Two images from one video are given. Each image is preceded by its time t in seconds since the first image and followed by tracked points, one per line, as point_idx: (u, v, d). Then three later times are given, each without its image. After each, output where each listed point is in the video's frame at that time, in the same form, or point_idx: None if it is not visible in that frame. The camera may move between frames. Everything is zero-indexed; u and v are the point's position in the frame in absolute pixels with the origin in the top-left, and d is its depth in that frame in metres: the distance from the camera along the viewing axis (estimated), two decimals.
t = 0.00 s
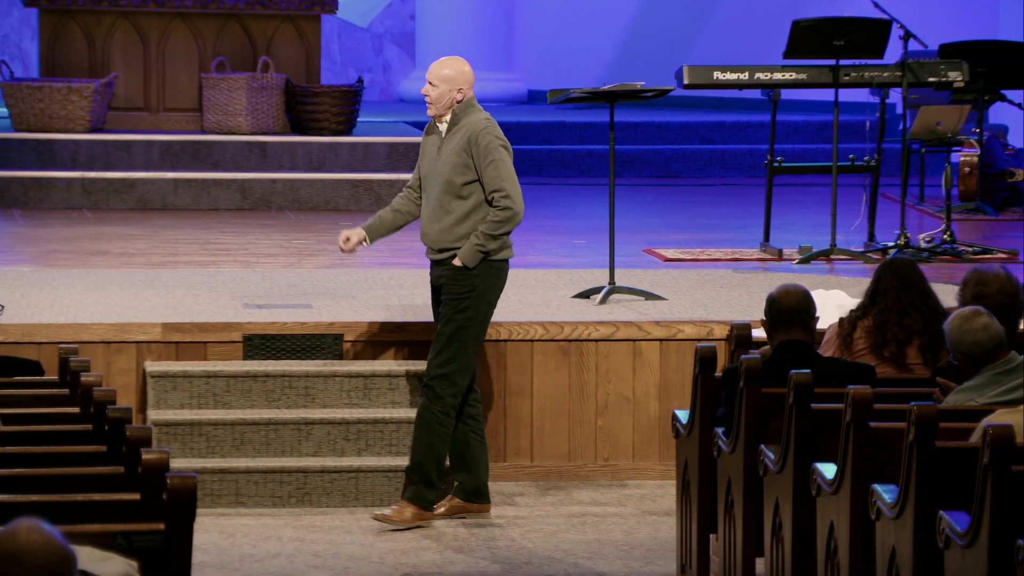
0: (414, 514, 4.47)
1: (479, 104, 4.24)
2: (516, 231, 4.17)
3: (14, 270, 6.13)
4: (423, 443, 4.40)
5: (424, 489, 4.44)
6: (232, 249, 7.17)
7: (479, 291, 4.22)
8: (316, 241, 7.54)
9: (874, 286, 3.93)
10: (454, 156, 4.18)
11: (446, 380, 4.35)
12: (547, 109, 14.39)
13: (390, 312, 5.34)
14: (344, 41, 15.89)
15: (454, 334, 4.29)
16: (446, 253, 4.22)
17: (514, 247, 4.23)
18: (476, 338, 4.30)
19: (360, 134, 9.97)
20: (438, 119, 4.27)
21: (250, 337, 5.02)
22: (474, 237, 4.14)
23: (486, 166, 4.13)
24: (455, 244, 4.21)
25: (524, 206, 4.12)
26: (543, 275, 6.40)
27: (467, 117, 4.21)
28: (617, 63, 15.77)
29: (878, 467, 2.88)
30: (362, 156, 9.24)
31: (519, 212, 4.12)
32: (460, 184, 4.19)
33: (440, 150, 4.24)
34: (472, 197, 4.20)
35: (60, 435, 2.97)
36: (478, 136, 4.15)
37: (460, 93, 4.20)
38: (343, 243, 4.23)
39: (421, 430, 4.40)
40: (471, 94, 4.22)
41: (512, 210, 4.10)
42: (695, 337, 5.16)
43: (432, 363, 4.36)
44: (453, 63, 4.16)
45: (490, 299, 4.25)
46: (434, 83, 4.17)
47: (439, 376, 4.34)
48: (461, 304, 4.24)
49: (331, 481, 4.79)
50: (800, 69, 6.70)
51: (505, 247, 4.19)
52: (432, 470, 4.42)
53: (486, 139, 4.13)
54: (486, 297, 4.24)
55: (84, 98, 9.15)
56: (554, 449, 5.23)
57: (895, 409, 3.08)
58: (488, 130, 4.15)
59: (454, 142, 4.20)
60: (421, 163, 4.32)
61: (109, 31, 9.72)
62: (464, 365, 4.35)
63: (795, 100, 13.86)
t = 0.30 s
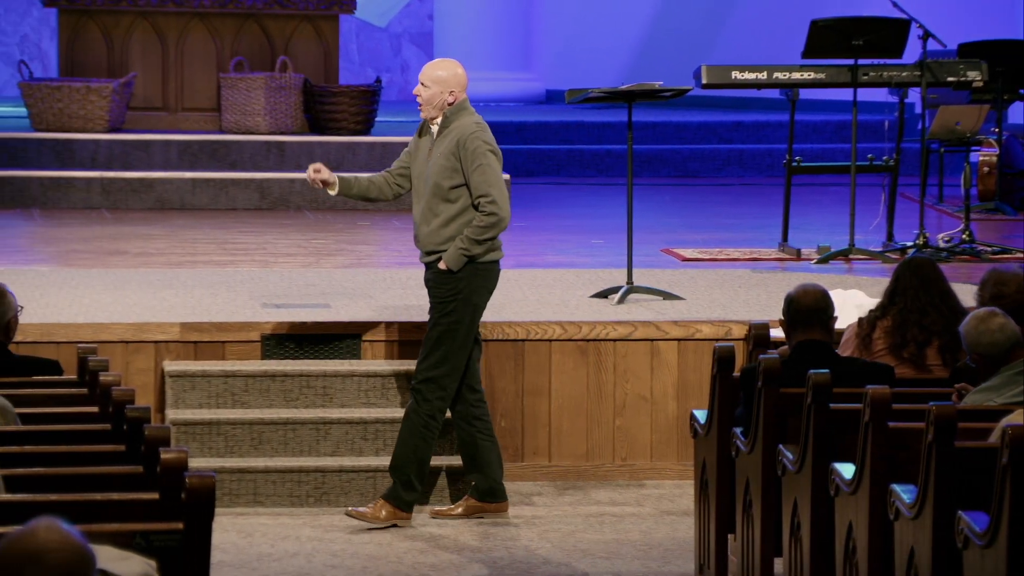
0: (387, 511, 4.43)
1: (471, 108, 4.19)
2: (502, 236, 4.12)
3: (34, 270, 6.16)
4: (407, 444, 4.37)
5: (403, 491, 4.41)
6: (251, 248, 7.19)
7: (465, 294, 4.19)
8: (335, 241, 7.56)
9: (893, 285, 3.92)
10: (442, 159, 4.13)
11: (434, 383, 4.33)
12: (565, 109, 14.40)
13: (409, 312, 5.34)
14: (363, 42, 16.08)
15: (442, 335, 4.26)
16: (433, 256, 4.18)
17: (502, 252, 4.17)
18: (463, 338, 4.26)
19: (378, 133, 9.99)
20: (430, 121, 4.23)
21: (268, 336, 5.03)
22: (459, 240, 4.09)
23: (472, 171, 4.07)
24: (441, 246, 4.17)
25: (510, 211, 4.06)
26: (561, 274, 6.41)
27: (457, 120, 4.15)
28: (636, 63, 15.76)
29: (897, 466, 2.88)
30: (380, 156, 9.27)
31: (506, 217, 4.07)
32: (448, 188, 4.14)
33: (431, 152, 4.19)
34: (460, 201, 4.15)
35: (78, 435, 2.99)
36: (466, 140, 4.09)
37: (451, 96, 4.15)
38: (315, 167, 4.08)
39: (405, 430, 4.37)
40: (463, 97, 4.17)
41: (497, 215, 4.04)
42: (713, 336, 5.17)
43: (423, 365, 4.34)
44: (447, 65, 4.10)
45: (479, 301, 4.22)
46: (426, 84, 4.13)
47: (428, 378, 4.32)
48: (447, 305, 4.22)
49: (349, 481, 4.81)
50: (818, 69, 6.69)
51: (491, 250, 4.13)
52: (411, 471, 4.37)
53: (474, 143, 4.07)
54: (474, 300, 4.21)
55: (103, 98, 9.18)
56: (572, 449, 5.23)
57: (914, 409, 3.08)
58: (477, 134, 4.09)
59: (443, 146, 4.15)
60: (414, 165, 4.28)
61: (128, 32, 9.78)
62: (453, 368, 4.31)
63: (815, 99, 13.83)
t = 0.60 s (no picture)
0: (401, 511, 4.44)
1: (464, 106, 4.14)
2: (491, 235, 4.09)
3: (57, 269, 6.20)
4: (416, 447, 4.36)
5: (418, 493, 4.41)
6: (273, 248, 7.22)
7: (452, 292, 4.14)
8: (357, 240, 7.59)
9: (917, 285, 3.91)
10: (433, 157, 4.09)
11: (434, 384, 4.29)
12: (587, 109, 14.40)
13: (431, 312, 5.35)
14: (385, 41, 16.28)
15: (433, 336, 4.21)
16: (422, 253, 4.14)
17: (490, 251, 4.14)
18: (452, 334, 4.20)
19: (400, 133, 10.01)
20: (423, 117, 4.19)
21: (290, 335, 5.06)
22: (447, 239, 4.05)
23: (462, 171, 4.04)
24: (429, 244, 4.12)
25: (499, 212, 4.03)
26: (583, 274, 6.42)
27: (448, 118, 4.11)
28: (658, 63, 15.75)
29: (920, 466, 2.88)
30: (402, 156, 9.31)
31: (495, 217, 4.03)
32: (437, 186, 4.10)
33: (422, 149, 4.15)
34: (449, 199, 4.11)
35: (101, 435, 3.00)
36: (457, 139, 4.05)
37: (444, 94, 4.11)
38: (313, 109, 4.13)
39: (413, 435, 4.35)
40: (456, 96, 4.13)
41: (487, 215, 4.01)
42: (736, 336, 5.17)
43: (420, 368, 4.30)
44: (442, 62, 4.08)
45: (466, 296, 4.16)
46: (418, 79, 4.10)
47: (430, 378, 4.27)
48: (433, 304, 4.17)
49: (371, 481, 4.82)
50: (841, 68, 6.68)
51: (480, 249, 4.10)
52: (424, 474, 4.38)
53: (464, 143, 4.04)
54: (462, 296, 4.15)
55: (126, 98, 9.22)
56: (594, 449, 5.23)
57: (937, 409, 3.08)
58: (467, 134, 4.05)
59: (434, 144, 4.11)
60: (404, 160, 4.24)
61: (151, 31, 9.82)
62: (449, 367, 4.26)
63: (838, 99, 13.79)
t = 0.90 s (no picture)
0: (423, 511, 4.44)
1: (460, 104, 4.20)
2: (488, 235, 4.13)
3: (80, 269, 6.24)
4: (432, 449, 4.37)
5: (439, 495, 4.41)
6: (295, 248, 7.25)
7: (453, 289, 4.17)
8: (379, 240, 7.61)
9: (940, 286, 3.91)
10: (430, 156, 4.14)
11: (442, 385, 4.31)
12: (608, 108, 14.43)
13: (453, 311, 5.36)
14: (406, 41, 16.40)
15: (438, 338, 4.23)
16: (418, 253, 4.18)
17: (486, 250, 4.18)
18: (454, 330, 4.23)
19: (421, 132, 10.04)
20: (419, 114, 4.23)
21: (312, 334, 5.09)
22: (444, 239, 4.09)
23: (459, 170, 4.09)
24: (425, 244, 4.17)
25: (496, 211, 4.08)
26: (605, 273, 6.43)
27: (445, 116, 4.16)
28: (679, 63, 15.77)
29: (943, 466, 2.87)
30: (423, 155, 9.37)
31: (491, 217, 4.08)
32: (434, 185, 4.15)
33: (417, 147, 4.19)
34: (445, 198, 4.16)
35: (122, 434, 3.02)
36: (454, 138, 4.10)
37: (442, 91, 4.16)
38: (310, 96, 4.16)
39: (428, 439, 4.37)
40: (454, 94, 4.18)
41: (484, 214, 4.06)
42: (758, 336, 5.17)
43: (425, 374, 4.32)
44: (442, 59, 4.13)
45: (465, 290, 4.20)
46: (420, 73, 4.14)
47: (440, 381, 4.30)
48: (437, 306, 4.19)
49: (393, 480, 4.83)
50: (864, 68, 6.67)
51: (476, 249, 4.15)
52: (444, 473, 4.39)
53: (461, 142, 4.08)
54: (462, 291, 4.19)
55: (148, 97, 9.27)
56: (615, 449, 5.24)
57: (959, 410, 3.08)
58: (464, 133, 4.10)
59: (430, 142, 4.15)
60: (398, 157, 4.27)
61: (173, 31, 9.87)
62: (453, 365, 4.29)
63: (861, 98, 13.76)
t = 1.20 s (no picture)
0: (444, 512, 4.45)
1: (454, 105, 4.19)
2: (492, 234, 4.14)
3: (105, 268, 6.27)
4: (447, 449, 4.41)
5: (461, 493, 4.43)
6: (318, 247, 7.27)
7: (460, 289, 4.18)
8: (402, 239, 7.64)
9: (966, 287, 3.90)
10: (428, 158, 4.13)
11: (455, 384, 4.33)
12: (631, 108, 14.43)
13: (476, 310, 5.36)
14: (430, 40, 16.45)
15: (449, 338, 4.24)
16: (422, 255, 4.18)
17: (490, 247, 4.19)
18: (465, 328, 4.25)
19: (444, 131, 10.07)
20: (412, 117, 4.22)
21: (335, 334, 5.10)
22: (450, 239, 4.10)
23: (461, 171, 4.09)
24: (430, 245, 4.17)
25: (500, 210, 4.08)
26: (628, 273, 6.43)
27: (441, 118, 4.16)
28: (702, 62, 15.76)
29: (967, 466, 2.86)
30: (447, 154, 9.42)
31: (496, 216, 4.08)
32: (434, 186, 4.15)
33: (413, 150, 4.18)
34: (447, 199, 4.16)
35: (147, 433, 3.04)
36: (452, 140, 4.10)
37: (433, 94, 4.15)
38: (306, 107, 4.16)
39: (444, 439, 4.40)
40: (446, 95, 4.17)
41: (489, 214, 4.05)
42: (781, 336, 5.15)
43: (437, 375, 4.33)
44: (431, 62, 4.11)
45: (473, 287, 4.21)
46: (411, 77, 4.13)
47: (451, 381, 4.32)
48: (449, 308, 4.20)
49: (416, 480, 4.85)
50: (887, 68, 6.65)
51: (481, 247, 4.15)
52: (465, 472, 4.42)
53: (460, 144, 4.08)
54: (470, 288, 4.20)
55: (172, 97, 9.32)
56: (638, 449, 5.24)
57: (984, 410, 3.06)
58: (461, 134, 4.10)
59: (428, 144, 4.15)
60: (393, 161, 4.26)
61: (197, 31, 9.91)
62: (463, 364, 4.31)
63: (885, 97, 13.72)
